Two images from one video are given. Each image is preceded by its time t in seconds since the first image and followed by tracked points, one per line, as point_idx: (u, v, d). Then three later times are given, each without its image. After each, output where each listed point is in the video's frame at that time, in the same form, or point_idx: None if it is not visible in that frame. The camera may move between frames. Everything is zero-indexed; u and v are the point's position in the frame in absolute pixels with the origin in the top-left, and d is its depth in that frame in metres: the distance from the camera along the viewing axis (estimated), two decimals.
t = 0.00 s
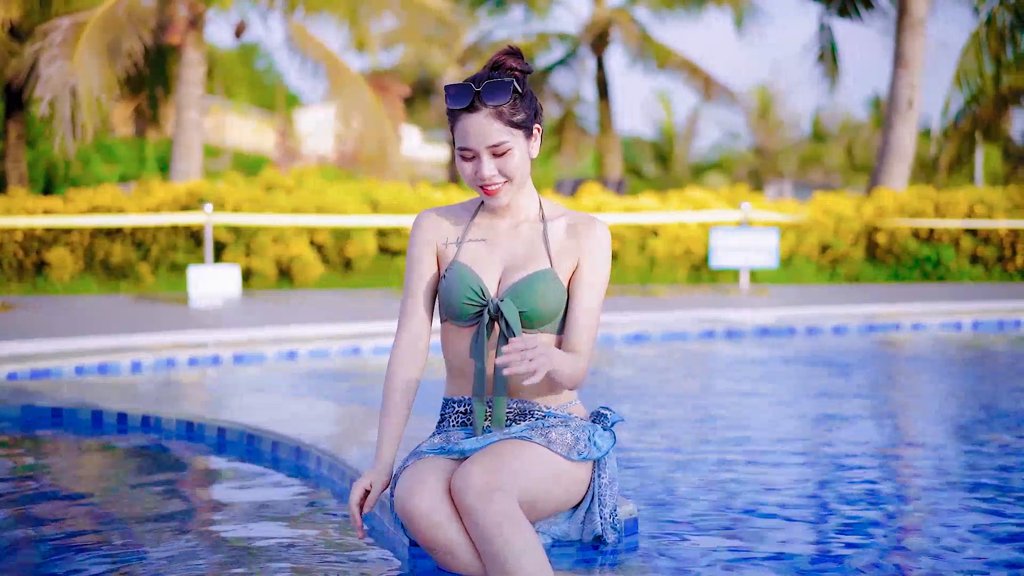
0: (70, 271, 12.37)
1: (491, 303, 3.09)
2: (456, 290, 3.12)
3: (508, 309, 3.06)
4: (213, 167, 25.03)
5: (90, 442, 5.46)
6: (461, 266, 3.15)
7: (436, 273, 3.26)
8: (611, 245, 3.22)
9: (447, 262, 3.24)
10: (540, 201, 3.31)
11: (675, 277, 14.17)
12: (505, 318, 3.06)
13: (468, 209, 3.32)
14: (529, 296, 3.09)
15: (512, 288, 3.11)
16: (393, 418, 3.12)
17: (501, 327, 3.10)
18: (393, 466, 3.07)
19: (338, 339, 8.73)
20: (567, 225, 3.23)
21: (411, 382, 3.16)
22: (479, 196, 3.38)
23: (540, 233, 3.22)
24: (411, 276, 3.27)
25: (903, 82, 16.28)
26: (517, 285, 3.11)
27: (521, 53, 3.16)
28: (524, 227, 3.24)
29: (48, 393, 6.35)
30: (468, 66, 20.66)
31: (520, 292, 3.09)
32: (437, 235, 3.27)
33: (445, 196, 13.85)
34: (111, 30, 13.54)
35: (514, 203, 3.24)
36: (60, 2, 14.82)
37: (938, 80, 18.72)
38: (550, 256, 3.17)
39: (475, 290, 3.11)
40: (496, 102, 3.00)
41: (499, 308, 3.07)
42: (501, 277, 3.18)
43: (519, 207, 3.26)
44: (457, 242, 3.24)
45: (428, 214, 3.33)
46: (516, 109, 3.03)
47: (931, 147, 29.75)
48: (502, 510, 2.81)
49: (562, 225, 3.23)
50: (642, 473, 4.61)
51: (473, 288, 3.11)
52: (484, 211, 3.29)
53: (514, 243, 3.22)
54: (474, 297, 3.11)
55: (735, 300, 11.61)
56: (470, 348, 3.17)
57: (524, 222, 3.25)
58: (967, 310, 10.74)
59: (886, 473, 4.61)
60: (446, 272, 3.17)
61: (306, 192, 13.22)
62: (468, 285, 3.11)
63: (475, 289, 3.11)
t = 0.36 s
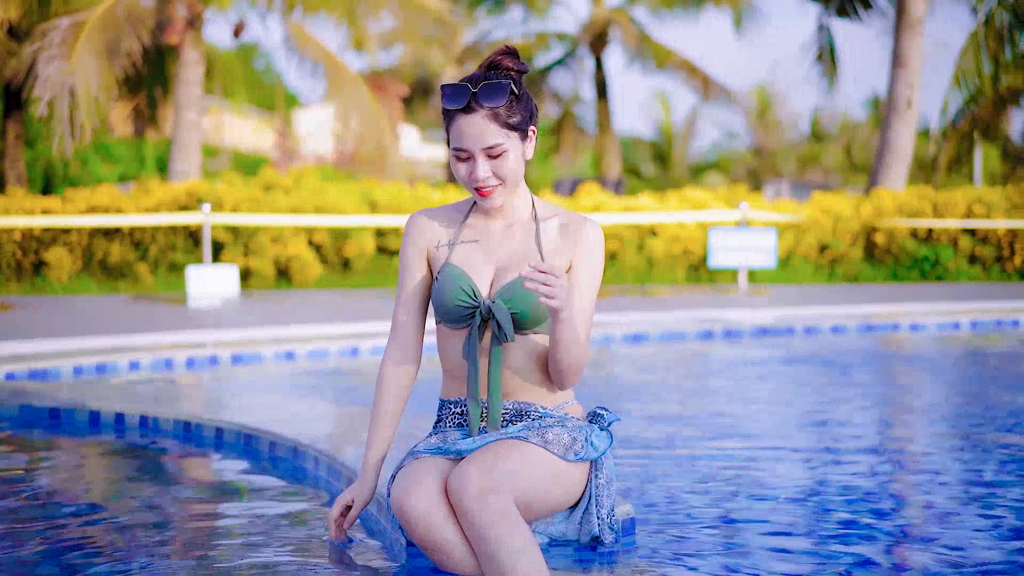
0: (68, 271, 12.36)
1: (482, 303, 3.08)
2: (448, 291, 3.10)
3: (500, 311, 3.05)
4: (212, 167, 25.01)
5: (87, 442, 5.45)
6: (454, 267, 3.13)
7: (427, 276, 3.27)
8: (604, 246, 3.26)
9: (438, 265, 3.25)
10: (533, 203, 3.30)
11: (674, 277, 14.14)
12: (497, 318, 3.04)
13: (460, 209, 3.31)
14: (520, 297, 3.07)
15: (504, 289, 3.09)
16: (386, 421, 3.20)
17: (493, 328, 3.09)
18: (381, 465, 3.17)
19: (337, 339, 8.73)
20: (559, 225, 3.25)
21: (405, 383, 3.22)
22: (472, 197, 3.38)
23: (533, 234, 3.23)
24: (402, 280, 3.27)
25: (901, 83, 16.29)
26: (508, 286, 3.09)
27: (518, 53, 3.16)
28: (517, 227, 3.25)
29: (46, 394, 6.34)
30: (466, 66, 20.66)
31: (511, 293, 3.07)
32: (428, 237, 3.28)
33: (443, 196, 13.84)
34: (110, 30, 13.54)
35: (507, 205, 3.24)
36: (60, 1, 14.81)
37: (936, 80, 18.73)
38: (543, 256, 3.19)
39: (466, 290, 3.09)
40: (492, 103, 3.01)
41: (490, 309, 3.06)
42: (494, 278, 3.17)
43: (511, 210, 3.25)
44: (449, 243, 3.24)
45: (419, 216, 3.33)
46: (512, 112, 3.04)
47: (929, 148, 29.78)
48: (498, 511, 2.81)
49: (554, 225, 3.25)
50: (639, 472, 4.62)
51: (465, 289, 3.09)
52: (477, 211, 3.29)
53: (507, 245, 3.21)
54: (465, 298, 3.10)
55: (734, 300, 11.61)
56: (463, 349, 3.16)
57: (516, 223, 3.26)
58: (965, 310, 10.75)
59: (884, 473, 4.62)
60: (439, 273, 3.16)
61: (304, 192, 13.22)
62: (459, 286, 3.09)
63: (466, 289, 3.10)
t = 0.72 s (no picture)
0: (67, 271, 12.37)
1: (475, 305, 3.08)
2: (443, 291, 3.10)
3: (491, 312, 3.04)
4: (211, 167, 25.00)
5: (86, 442, 5.45)
6: (447, 269, 3.14)
7: (422, 277, 3.28)
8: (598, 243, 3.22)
9: (431, 266, 3.25)
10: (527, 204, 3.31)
11: (673, 277, 14.15)
12: (489, 321, 3.04)
13: (454, 211, 3.31)
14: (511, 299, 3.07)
15: (497, 290, 3.10)
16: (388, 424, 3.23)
17: (485, 330, 3.09)
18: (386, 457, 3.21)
19: (336, 339, 8.73)
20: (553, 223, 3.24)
21: (405, 386, 3.25)
22: (466, 198, 3.37)
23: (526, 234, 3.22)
24: (399, 283, 3.29)
25: (900, 83, 16.30)
26: (500, 287, 3.10)
27: (516, 55, 3.16)
28: (510, 228, 3.23)
29: (44, 393, 6.33)
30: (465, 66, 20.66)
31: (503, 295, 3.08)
32: (422, 238, 3.27)
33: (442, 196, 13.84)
34: (109, 30, 13.54)
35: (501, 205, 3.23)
36: (59, 1, 14.79)
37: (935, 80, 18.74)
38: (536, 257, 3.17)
39: (459, 292, 3.10)
40: (491, 104, 3.01)
41: (483, 310, 3.06)
42: (486, 280, 3.16)
43: (506, 210, 3.25)
44: (442, 245, 3.24)
45: (413, 217, 3.32)
46: (510, 113, 3.04)
47: (928, 147, 29.81)
48: (493, 512, 2.81)
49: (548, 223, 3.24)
50: (637, 473, 4.62)
51: (458, 292, 3.10)
52: (470, 213, 3.28)
53: (500, 246, 3.20)
54: (458, 299, 3.10)
55: (732, 300, 11.61)
56: (457, 350, 3.18)
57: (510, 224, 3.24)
58: (965, 310, 10.75)
59: (883, 472, 4.62)
60: (432, 274, 3.17)
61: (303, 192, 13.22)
62: (452, 288, 3.10)
63: (459, 290, 3.11)
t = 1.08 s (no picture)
0: (66, 271, 12.37)
1: (467, 305, 3.08)
2: (436, 293, 3.10)
3: (484, 312, 3.04)
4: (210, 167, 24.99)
5: (84, 443, 5.45)
6: (442, 270, 3.14)
7: (417, 277, 3.27)
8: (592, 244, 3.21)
9: (426, 267, 3.24)
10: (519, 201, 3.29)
11: (671, 277, 14.15)
12: (481, 321, 3.03)
13: (449, 211, 3.31)
14: (504, 300, 3.07)
15: (488, 292, 3.09)
16: (398, 426, 3.30)
17: (478, 330, 3.08)
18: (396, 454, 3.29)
19: (335, 338, 8.73)
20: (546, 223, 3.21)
21: (409, 388, 3.28)
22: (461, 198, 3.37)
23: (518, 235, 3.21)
24: (395, 284, 3.30)
25: (899, 82, 16.30)
26: (492, 287, 3.10)
27: (515, 55, 3.16)
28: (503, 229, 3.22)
29: (42, 394, 6.33)
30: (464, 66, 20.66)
31: (495, 296, 3.07)
32: (416, 239, 3.27)
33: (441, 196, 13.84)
34: (108, 30, 13.54)
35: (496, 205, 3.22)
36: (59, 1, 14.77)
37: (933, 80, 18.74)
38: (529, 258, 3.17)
39: (452, 292, 3.10)
40: (490, 103, 3.01)
41: (475, 311, 3.06)
42: (479, 280, 3.17)
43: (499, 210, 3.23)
44: (437, 245, 3.24)
45: (408, 217, 3.32)
46: (509, 113, 3.04)
47: (927, 148, 29.83)
48: (489, 514, 2.81)
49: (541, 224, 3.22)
50: (636, 472, 4.62)
51: (452, 292, 3.10)
52: (465, 212, 3.28)
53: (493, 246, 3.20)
54: (451, 300, 3.10)
55: (731, 300, 11.62)
56: (450, 352, 3.19)
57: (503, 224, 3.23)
58: (964, 310, 10.75)
59: (882, 473, 4.62)
60: (427, 275, 3.16)
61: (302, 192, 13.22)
62: (447, 288, 3.10)
63: (452, 290, 3.10)
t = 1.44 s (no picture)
0: (65, 271, 12.37)
1: (462, 307, 3.08)
2: (431, 294, 3.11)
3: (479, 312, 3.04)
4: (208, 167, 24.97)
5: (83, 443, 5.44)
6: (437, 270, 3.14)
7: (412, 277, 3.27)
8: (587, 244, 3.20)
9: (422, 266, 3.25)
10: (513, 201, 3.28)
11: (670, 277, 14.17)
12: (475, 322, 3.04)
13: (444, 211, 3.30)
14: (499, 301, 3.07)
15: (483, 293, 3.09)
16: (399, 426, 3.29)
17: (473, 331, 3.08)
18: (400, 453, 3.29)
19: (334, 339, 8.73)
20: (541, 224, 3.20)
21: (408, 388, 3.28)
22: (456, 198, 3.37)
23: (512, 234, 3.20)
24: (390, 284, 3.30)
25: (898, 83, 16.31)
26: (487, 288, 3.10)
27: (514, 56, 3.16)
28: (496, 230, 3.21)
29: (40, 394, 6.33)
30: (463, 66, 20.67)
31: (491, 297, 3.08)
32: (412, 239, 3.27)
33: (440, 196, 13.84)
34: (107, 30, 13.53)
35: (491, 205, 3.22)
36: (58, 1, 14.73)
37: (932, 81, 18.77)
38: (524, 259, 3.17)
39: (448, 293, 3.10)
40: (491, 103, 3.01)
41: (470, 312, 3.06)
42: (474, 280, 3.17)
43: (493, 210, 3.22)
44: (432, 245, 3.24)
45: (403, 216, 3.32)
46: (509, 114, 3.04)
47: (926, 148, 29.87)
48: (489, 514, 2.81)
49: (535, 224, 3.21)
50: (634, 473, 4.63)
51: (446, 293, 3.10)
52: (460, 212, 3.27)
53: (487, 246, 3.20)
54: (446, 301, 3.11)
55: (729, 300, 11.64)
56: (446, 353, 3.19)
57: (497, 225, 3.22)
58: (963, 310, 10.76)
59: (881, 473, 4.62)
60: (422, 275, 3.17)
61: (301, 193, 13.22)
62: (442, 288, 3.10)
63: (447, 291, 3.11)
